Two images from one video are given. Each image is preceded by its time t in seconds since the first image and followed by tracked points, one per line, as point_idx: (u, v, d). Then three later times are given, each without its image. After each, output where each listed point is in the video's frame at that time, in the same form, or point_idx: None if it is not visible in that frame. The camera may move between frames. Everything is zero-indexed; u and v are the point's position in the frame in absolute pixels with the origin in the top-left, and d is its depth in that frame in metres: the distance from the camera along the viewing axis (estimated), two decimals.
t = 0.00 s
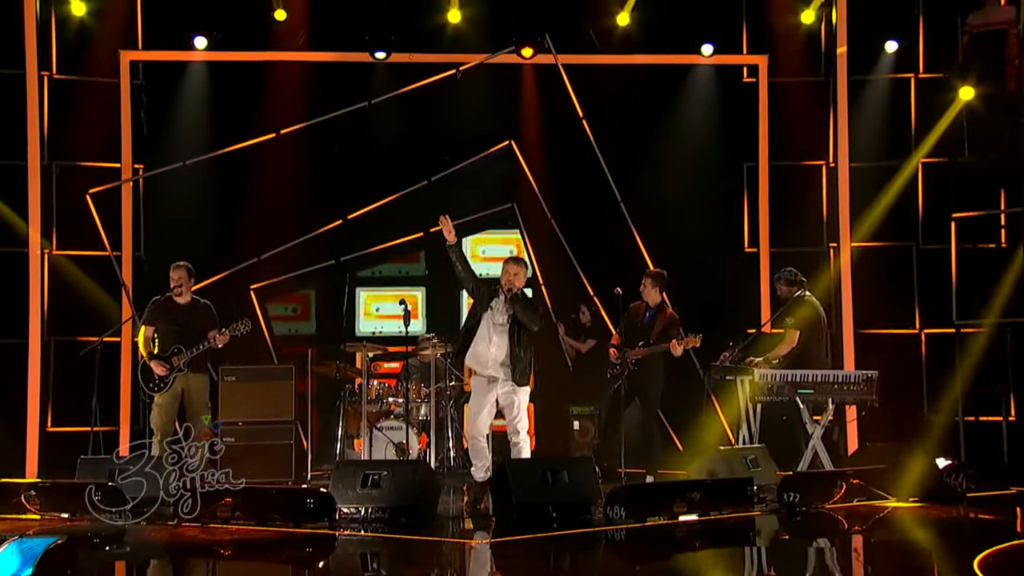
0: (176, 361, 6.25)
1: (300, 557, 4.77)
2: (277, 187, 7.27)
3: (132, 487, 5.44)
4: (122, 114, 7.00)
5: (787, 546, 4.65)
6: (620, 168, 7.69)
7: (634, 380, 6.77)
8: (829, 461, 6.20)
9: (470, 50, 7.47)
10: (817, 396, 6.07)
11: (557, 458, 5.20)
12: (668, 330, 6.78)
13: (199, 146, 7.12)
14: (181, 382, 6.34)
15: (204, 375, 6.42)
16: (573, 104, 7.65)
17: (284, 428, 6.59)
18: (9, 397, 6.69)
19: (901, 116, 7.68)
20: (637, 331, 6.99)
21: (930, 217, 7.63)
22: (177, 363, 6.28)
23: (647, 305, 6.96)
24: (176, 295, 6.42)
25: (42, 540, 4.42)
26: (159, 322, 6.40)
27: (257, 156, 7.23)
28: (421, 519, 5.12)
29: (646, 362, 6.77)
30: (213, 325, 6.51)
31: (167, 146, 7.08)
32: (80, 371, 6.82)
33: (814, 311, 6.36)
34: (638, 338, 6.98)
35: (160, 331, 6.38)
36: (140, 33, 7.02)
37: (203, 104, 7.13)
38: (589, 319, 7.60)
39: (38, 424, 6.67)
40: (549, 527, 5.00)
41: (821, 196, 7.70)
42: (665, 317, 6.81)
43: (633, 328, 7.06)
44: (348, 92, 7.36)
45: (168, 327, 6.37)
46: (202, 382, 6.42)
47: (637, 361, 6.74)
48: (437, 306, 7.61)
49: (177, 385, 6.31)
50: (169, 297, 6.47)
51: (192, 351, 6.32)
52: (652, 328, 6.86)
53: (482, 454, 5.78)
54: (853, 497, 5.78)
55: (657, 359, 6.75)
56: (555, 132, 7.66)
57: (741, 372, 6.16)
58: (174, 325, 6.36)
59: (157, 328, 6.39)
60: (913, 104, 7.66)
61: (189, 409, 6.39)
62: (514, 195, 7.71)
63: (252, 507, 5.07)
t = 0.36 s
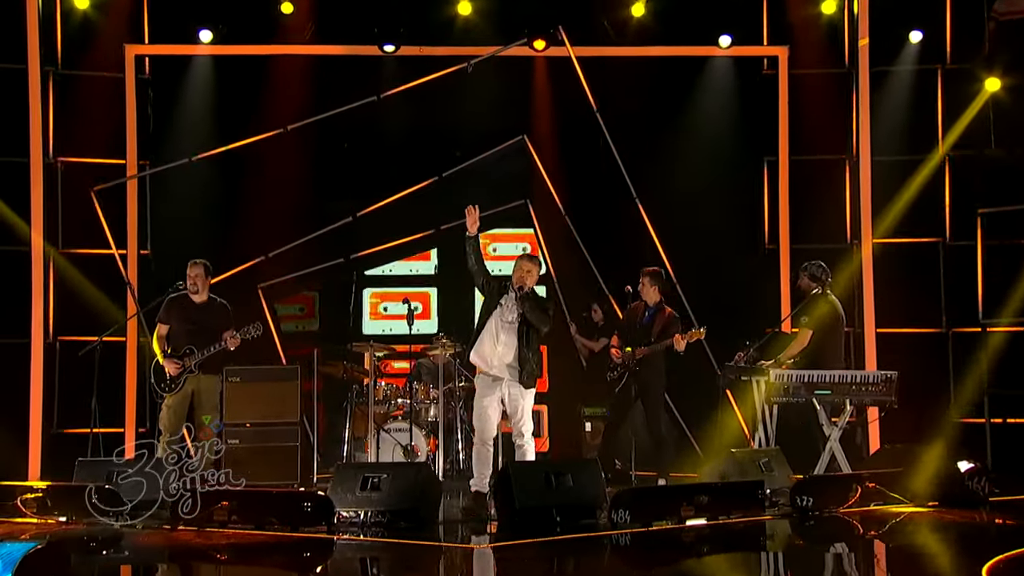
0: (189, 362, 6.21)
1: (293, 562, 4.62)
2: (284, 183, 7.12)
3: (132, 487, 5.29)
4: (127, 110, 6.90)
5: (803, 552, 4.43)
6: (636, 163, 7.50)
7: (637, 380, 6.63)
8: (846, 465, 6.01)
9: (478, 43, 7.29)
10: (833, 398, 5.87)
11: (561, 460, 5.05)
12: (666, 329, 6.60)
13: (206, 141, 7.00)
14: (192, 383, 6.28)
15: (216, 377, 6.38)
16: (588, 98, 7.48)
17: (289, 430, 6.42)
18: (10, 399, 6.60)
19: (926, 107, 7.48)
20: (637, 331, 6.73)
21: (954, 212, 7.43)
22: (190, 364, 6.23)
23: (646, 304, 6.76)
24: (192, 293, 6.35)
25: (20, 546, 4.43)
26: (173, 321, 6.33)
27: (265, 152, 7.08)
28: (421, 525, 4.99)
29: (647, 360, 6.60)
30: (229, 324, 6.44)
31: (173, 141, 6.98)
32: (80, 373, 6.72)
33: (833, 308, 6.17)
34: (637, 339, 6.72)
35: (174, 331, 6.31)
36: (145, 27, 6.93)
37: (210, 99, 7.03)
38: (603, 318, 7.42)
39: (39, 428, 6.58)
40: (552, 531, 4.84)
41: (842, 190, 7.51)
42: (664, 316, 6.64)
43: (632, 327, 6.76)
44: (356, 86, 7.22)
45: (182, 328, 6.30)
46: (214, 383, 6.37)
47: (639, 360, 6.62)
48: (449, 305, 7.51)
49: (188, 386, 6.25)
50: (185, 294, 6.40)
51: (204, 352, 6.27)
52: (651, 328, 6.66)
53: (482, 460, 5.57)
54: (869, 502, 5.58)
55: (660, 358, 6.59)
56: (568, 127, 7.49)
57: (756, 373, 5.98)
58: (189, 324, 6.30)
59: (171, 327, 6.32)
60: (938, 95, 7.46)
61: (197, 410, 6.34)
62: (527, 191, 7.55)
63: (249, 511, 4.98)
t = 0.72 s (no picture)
0: (188, 364, 6.09)
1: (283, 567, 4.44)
2: (289, 178, 6.97)
3: (132, 489, 5.09)
4: (129, 103, 6.78)
5: (817, 559, 4.20)
6: (650, 157, 7.28)
7: (628, 380, 6.42)
8: (863, 470, 5.77)
9: (487, 34, 7.12)
10: (850, 400, 5.63)
11: (563, 465, 4.85)
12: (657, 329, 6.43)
13: (208, 136, 6.87)
14: (191, 385, 6.16)
15: (219, 381, 6.21)
16: (600, 91, 7.26)
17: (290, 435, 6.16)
18: (6, 400, 6.48)
19: (951, 99, 7.21)
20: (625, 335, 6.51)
21: (981, 207, 7.14)
22: (189, 367, 6.12)
23: (634, 305, 6.56)
24: (197, 298, 6.20)
25: None
26: (176, 322, 6.21)
27: (268, 146, 6.94)
28: (418, 531, 4.80)
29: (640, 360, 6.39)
30: (233, 327, 6.26)
31: (174, 135, 6.84)
32: (78, 375, 6.58)
33: (848, 307, 5.97)
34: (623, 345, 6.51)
35: (176, 331, 6.19)
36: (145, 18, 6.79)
37: (212, 91, 6.90)
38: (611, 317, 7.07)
39: (34, 431, 6.46)
40: (553, 538, 4.65)
41: (865, 185, 7.23)
42: (654, 317, 6.46)
43: (620, 332, 6.56)
44: (362, 78, 7.06)
45: (184, 329, 6.16)
46: (215, 385, 6.23)
47: (629, 364, 6.41)
48: (457, 304, 7.28)
49: (188, 388, 6.13)
50: (187, 294, 6.26)
51: (205, 354, 6.13)
52: (642, 329, 6.46)
53: (471, 466, 5.42)
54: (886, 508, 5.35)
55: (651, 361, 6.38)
56: (580, 119, 7.27)
57: (772, 373, 5.76)
58: (190, 325, 6.16)
59: (173, 328, 6.20)
60: (964, 87, 7.19)
61: (198, 410, 6.22)
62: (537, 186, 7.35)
63: (240, 517, 4.83)
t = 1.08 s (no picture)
0: (184, 363, 5.92)
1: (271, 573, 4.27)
2: (292, 173, 6.81)
3: (131, 489, 4.84)
4: (128, 96, 6.64)
5: (832, 568, 3.96)
6: (665, 150, 7.04)
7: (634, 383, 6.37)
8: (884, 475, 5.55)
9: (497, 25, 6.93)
10: (871, 404, 5.37)
11: (565, 469, 4.64)
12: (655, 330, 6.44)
13: (210, 129, 6.72)
14: (187, 385, 5.98)
15: (215, 381, 6.04)
16: (613, 82, 7.03)
17: (290, 438, 6.00)
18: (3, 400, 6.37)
19: (980, 89, 6.91)
20: (620, 332, 6.39)
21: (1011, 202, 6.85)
22: (184, 366, 5.94)
23: (626, 304, 6.47)
24: (195, 295, 6.04)
25: None
26: (173, 321, 6.04)
27: (271, 140, 6.78)
28: (414, 538, 4.60)
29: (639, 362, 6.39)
30: (231, 327, 6.12)
31: (176, 129, 6.69)
32: (76, 375, 6.46)
33: (863, 305, 5.73)
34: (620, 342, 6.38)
35: (173, 331, 6.03)
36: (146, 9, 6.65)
37: (214, 84, 6.74)
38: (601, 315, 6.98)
39: (29, 435, 6.35)
40: (554, 546, 4.43)
41: (889, 179, 6.96)
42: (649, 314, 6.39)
43: (611, 329, 6.44)
44: (367, 70, 6.88)
45: (181, 328, 6.00)
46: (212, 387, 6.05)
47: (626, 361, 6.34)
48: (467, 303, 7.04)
49: (183, 389, 5.96)
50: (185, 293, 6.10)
51: (201, 354, 5.97)
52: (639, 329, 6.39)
53: (469, 470, 5.38)
54: (906, 515, 5.06)
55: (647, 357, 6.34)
56: (592, 112, 7.05)
57: (788, 376, 5.52)
58: (187, 324, 6.00)
59: (169, 327, 6.03)
60: (993, 77, 6.90)
61: (195, 411, 6.04)
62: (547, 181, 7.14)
63: (231, 522, 4.64)
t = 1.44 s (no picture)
0: (177, 364, 5.77)
1: None
2: (296, 166, 6.65)
3: (132, 488, 4.80)
4: (128, 88, 6.51)
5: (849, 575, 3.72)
6: (681, 143, 6.80)
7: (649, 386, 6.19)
8: (904, 480, 5.30)
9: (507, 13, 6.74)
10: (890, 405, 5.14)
11: (567, 473, 4.44)
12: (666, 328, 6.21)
13: (212, 122, 6.57)
14: (181, 387, 5.84)
15: (210, 383, 5.90)
16: (627, 72, 6.79)
17: (292, 441, 5.84)
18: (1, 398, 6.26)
19: (1012, 77, 6.61)
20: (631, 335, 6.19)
21: None
22: (178, 367, 5.80)
23: (630, 302, 6.25)
24: (187, 295, 5.87)
25: None
26: (165, 321, 5.88)
27: (275, 132, 6.62)
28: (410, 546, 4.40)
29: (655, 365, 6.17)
30: (225, 327, 5.96)
31: (177, 122, 6.54)
32: (74, 373, 6.34)
33: (886, 306, 5.49)
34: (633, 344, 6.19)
35: (166, 333, 5.87)
36: None
37: (216, 75, 6.59)
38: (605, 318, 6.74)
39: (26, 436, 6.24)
40: (556, 552, 4.23)
41: (914, 171, 6.69)
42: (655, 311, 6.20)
43: (619, 332, 6.22)
44: (373, 60, 6.70)
45: (174, 328, 5.85)
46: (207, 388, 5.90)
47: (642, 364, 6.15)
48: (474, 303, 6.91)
49: (177, 391, 5.82)
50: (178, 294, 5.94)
51: (194, 354, 5.82)
52: (648, 328, 6.19)
53: (470, 477, 5.24)
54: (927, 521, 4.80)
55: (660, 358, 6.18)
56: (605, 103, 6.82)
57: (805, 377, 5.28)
58: (180, 324, 5.85)
59: (161, 328, 5.88)
60: None
61: (191, 413, 5.88)
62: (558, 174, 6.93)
63: (222, 530, 4.53)
